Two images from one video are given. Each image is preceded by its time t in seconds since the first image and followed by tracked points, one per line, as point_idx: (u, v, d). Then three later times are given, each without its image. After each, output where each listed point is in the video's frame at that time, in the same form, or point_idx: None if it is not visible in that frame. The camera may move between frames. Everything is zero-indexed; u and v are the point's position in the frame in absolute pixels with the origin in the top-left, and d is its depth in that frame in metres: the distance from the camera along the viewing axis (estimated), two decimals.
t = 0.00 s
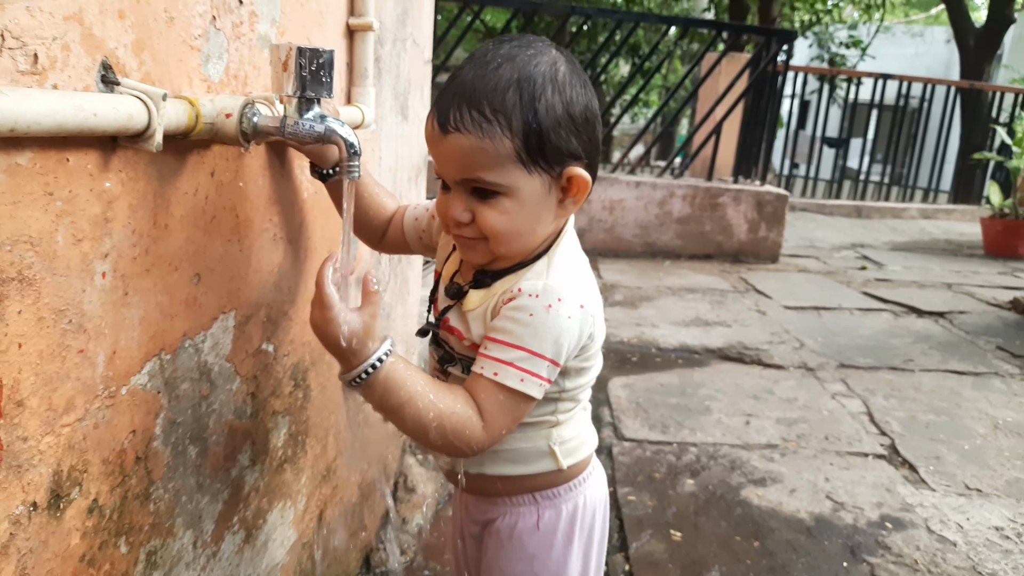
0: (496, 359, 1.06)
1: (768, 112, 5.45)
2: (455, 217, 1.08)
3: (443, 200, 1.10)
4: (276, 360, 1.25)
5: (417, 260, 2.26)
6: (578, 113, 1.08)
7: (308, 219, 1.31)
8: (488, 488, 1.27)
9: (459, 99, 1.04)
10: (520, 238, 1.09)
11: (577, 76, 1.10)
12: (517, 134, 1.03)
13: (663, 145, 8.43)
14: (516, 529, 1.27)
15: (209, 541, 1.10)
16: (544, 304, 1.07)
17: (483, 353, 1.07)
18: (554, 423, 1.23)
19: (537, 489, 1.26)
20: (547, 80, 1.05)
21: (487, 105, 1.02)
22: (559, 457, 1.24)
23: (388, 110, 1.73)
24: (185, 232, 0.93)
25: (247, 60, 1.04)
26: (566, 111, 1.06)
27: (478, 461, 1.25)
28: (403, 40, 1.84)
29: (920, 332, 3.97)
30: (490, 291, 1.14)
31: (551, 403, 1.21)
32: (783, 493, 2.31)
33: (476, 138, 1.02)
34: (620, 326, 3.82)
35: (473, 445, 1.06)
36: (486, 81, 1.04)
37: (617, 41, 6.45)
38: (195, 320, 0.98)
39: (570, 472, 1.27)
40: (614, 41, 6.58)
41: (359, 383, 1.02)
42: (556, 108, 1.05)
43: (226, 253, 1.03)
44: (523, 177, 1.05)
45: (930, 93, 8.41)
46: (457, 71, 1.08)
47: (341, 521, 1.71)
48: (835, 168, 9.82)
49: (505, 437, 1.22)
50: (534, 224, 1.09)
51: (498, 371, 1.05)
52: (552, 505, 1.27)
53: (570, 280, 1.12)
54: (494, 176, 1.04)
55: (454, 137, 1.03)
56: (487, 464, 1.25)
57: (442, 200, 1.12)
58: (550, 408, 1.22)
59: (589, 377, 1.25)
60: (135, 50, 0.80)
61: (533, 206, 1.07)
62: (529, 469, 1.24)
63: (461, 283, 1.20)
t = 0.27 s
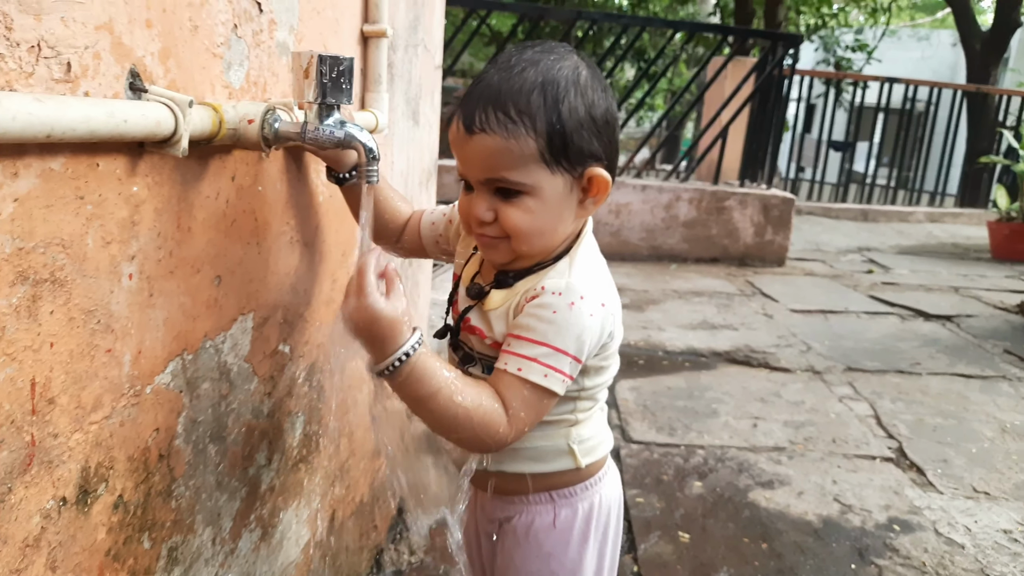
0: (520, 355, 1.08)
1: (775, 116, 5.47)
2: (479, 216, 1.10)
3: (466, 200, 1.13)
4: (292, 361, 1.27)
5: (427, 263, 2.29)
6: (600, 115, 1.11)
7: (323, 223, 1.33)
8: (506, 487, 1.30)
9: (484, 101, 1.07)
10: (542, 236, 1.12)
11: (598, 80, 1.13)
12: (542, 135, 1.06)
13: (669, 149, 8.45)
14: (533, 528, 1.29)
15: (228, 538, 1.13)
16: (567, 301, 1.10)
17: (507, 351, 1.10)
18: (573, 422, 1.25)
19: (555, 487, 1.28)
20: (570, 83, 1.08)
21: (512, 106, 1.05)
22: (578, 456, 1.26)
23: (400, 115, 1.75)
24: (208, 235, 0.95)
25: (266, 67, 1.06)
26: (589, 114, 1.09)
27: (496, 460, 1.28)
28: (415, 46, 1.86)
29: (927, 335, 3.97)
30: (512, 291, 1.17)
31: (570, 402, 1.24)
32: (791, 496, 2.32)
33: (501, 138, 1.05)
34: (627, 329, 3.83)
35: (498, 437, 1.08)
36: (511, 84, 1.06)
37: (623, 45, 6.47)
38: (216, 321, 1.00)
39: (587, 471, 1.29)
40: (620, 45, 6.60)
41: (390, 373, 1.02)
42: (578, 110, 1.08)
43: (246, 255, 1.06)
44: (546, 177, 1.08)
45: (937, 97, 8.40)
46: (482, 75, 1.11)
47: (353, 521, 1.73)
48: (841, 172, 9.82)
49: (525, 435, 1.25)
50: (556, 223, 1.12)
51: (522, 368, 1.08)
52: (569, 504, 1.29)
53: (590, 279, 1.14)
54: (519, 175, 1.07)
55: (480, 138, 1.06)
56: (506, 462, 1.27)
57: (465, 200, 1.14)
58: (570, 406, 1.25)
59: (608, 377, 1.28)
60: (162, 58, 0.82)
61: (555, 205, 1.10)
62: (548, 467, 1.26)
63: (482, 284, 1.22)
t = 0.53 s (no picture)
0: (538, 340, 1.10)
1: (782, 116, 5.46)
2: (500, 201, 1.14)
3: (488, 188, 1.17)
4: (301, 354, 1.28)
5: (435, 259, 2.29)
6: (620, 108, 1.17)
7: (333, 218, 1.34)
8: (517, 482, 1.30)
9: (510, 88, 1.12)
10: (560, 223, 1.16)
11: (618, 77, 1.19)
12: (564, 122, 1.11)
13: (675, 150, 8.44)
14: (542, 523, 1.30)
15: (237, 530, 1.14)
16: (585, 288, 1.13)
17: (524, 337, 1.12)
18: (587, 417, 1.26)
19: (565, 483, 1.29)
20: (593, 75, 1.15)
21: (537, 93, 1.10)
22: (590, 451, 1.27)
23: (410, 111, 1.76)
24: (221, 228, 0.96)
25: (280, 61, 1.07)
26: (609, 106, 1.15)
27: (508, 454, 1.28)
28: (425, 43, 1.87)
29: (934, 337, 3.97)
30: (530, 281, 1.20)
31: (584, 395, 1.25)
32: (796, 496, 2.33)
33: (525, 123, 1.10)
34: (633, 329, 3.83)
35: (515, 421, 1.08)
36: (536, 73, 1.12)
37: (630, 45, 6.47)
38: (228, 314, 1.01)
39: (598, 466, 1.30)
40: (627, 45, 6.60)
41: (409, 354, 1.03)
42: (600, 101, 1.14)
43: (258, 249, 1.07)
44: (567, 163, 1.13)
45: (945, 98, 8.38)
46: (508, 66, 1.16)
47: (360, 516, 1.74)
48: (849, 173, 9.79)
49: (538, 429, 1.25)
50: (574, 210, 1.16)
51: (540, 352, 1.09)
52: (578, 499, 1.30)
53: (606, 269, 1.18)
54: (541, 160, 1.11)
55: (505, 123, 1.11)
56: (518, 456, 1.27)
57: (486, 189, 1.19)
58: (583, 400, 1.26)
59: (620, 371, 1.29)
60: (178, 52, 0.83)
61: (575, 192, 1.15)
62: (561, 461, 1.27)
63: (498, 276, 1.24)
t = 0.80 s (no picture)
0: (556, 333, 1.10)
1: (790, 119, 5.45)
2: (513, 198, 1.16)
3: (501, 187, 1.19)
4: (310, 357, 1.28)
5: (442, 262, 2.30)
6: (629, 108, 1.20)
7: (342, 221, 1.35)
8: (530, 486, 1.30)
9: (523, 87, 1.15)
10: (574, 219, 1.17)
11: (626, 79, 1.23)
12: (577, 117, 1.14)
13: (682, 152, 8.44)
14: (556, 527, 1.30)
15: (247, 531, 1.14)
16: (601, 282, 1.14)
17: (541, 331, 1.12)
18: (601, 418, 1.27)
19: (580, 486, 1.29)
20: (603, 75, 1.18)
21: (550, 91, 1.13)
22: (606, 452, 1.28)
23: (418, 115, 1.77)
24: (231, 232, 0.97)
25: (290, 66, 1.07)
26: (619, 104, 1.18)
27: (524, 456, 1.28)
28: (433, 48, 1.88)
29: (942, 340, 3.95)
30: (544, 279, 1.20)
31: (599, 396, 1.26)
32: (804, 499, 2.32)
33: (540, 119, 1.12)
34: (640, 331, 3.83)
35: (534, 415, 1.08)
36: (549, 72, 1.15)
37: (637, 48, 6.47)
38: (238, 316, 1.02)
39: (613, 468, 1.31)
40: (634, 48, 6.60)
41: (427, 350, 1.03)
42: (610, 99, 1.17)
43: (267, 252, 1.07)
44: (580, 158, 1.15)
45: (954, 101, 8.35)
46: (520, 69, 1.20)
47: (368, 518, 1.74)
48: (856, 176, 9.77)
49: (554, 431, 1.25)
50: (587, 206, 1.18)
51: (558, 345, 1.10)
52: (592, 503, 1.30)
53: (619, 265, 1.19)
54: (555, 155, 1.13)
55: (519, 120, 1.13)
56: (534, 459, 1.27)
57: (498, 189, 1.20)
58: (599, 400, 1.26)
59: (634, 371, 1.30)
60: (190, 58, 0.84)
61: (588, 188, 1.17)
62: (577, 463, 1.27)
63: (511, 277, 1.25)
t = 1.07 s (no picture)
0: (551, 318, 1.10)
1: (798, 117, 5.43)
2: (515, 194, 1.17)
3: (503, 184, 1.19)
4: (319, 355, 1.29)
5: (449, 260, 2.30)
6: (631, 105, 1.21)
7: (350, 220, 1.35)
8: (534, 484, 1.30)
9: (526, 85, 1.16)
10: (575, 215, 1.18)
11: (628, 78, 1.24)
12: (579, 114, 1.14)
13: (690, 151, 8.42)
14: (560, 524, 1.31)
15: (256, 528, 1.15)
16: (599, 270, 1.14)
17: (538, 317, 1.12)
18: (603, 415, 1.27)
19: (583, 484, 1.29)
20: (605, 73, 1.19)
21: (553, 88, 1.14)
22: (607, 450, 1.28)
23: (426, 114, 1.77)
24: (242, 230, 0.97)
25: (300, 66, 1.08)
26: (620, 102, 1.19)
27: (526, 453, 1.28)
28: (442, 46, 1.88)
29: (951, 339, 3.94)
30: (545, 272, 1.20)
31: (600, 392, 1.26)
32: (811, 498, 2.32)
33: (542, 115, 1.13)
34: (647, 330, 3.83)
35: (526, 393, 1.06)
36: (551, 71, 1.16)
37: (645, 46, 6.46)
38: (248, 315, 1.02)
39: (615, 465, 1.31)
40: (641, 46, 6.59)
41: (421, 320, 1.04)
42: (612, 96, 1.18)
43: (277, 251, 1.08)
44: (582, 154, 1.15)
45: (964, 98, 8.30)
46: (523, 68, 1.21)
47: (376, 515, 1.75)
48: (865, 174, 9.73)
49: (557, 428, 1.26)
50: (589, 202, 1.18)
51: (553, 328, 1.09)
52: (596, 501, 1.31)
53: (617, 256, 1.19)
54: (557, 150, 1.14)
55: (521, 117, 1.14)
56: (536, 456, 1.28)
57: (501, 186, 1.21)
58: (600, 397, 1.26)
59: (635, 366, 1.30)
60: (202, 58, 0.84)
61: (590, 183, 1.17)
62: (579, 460, 1.27)
63: (514, 273, 1.26)
